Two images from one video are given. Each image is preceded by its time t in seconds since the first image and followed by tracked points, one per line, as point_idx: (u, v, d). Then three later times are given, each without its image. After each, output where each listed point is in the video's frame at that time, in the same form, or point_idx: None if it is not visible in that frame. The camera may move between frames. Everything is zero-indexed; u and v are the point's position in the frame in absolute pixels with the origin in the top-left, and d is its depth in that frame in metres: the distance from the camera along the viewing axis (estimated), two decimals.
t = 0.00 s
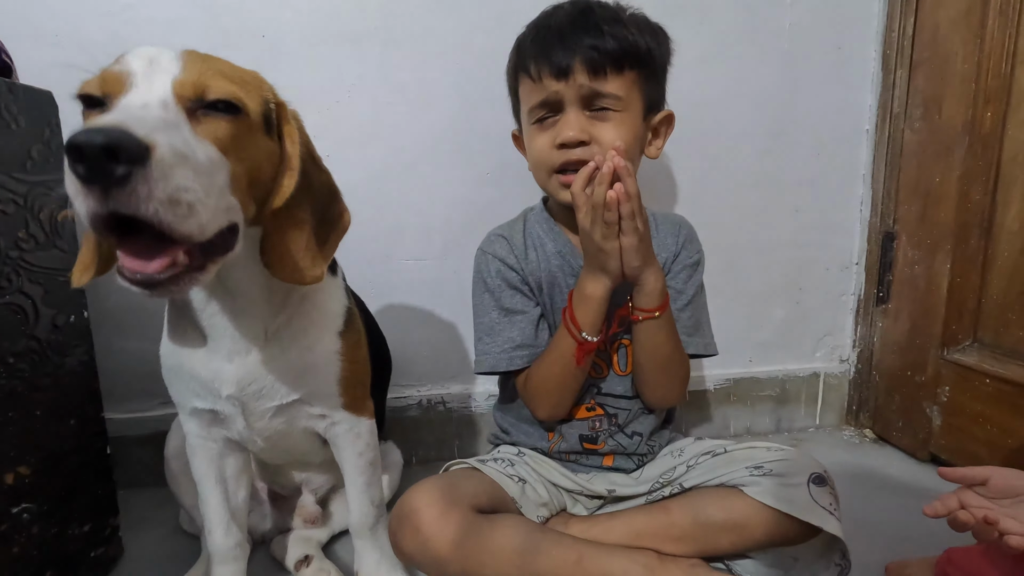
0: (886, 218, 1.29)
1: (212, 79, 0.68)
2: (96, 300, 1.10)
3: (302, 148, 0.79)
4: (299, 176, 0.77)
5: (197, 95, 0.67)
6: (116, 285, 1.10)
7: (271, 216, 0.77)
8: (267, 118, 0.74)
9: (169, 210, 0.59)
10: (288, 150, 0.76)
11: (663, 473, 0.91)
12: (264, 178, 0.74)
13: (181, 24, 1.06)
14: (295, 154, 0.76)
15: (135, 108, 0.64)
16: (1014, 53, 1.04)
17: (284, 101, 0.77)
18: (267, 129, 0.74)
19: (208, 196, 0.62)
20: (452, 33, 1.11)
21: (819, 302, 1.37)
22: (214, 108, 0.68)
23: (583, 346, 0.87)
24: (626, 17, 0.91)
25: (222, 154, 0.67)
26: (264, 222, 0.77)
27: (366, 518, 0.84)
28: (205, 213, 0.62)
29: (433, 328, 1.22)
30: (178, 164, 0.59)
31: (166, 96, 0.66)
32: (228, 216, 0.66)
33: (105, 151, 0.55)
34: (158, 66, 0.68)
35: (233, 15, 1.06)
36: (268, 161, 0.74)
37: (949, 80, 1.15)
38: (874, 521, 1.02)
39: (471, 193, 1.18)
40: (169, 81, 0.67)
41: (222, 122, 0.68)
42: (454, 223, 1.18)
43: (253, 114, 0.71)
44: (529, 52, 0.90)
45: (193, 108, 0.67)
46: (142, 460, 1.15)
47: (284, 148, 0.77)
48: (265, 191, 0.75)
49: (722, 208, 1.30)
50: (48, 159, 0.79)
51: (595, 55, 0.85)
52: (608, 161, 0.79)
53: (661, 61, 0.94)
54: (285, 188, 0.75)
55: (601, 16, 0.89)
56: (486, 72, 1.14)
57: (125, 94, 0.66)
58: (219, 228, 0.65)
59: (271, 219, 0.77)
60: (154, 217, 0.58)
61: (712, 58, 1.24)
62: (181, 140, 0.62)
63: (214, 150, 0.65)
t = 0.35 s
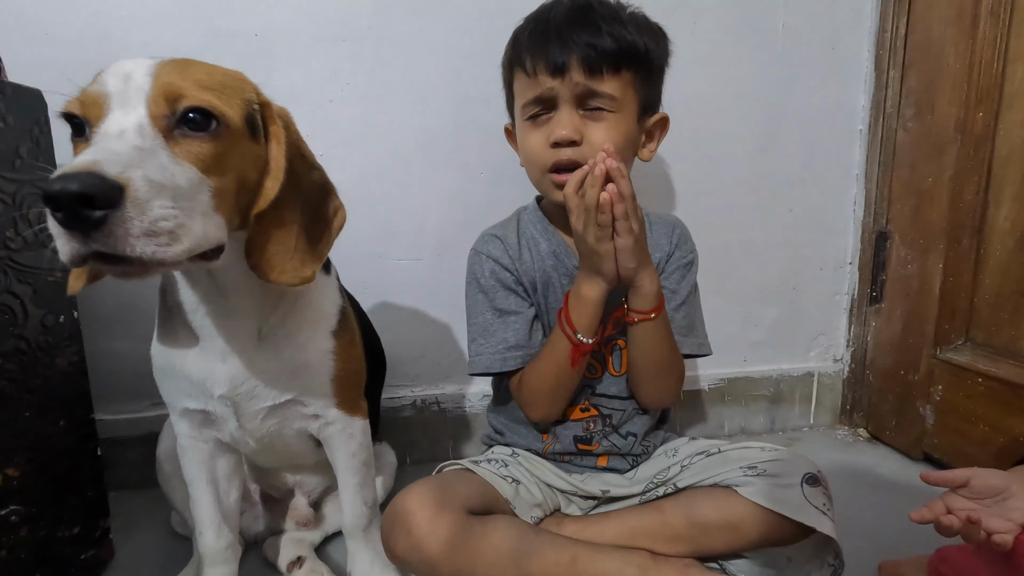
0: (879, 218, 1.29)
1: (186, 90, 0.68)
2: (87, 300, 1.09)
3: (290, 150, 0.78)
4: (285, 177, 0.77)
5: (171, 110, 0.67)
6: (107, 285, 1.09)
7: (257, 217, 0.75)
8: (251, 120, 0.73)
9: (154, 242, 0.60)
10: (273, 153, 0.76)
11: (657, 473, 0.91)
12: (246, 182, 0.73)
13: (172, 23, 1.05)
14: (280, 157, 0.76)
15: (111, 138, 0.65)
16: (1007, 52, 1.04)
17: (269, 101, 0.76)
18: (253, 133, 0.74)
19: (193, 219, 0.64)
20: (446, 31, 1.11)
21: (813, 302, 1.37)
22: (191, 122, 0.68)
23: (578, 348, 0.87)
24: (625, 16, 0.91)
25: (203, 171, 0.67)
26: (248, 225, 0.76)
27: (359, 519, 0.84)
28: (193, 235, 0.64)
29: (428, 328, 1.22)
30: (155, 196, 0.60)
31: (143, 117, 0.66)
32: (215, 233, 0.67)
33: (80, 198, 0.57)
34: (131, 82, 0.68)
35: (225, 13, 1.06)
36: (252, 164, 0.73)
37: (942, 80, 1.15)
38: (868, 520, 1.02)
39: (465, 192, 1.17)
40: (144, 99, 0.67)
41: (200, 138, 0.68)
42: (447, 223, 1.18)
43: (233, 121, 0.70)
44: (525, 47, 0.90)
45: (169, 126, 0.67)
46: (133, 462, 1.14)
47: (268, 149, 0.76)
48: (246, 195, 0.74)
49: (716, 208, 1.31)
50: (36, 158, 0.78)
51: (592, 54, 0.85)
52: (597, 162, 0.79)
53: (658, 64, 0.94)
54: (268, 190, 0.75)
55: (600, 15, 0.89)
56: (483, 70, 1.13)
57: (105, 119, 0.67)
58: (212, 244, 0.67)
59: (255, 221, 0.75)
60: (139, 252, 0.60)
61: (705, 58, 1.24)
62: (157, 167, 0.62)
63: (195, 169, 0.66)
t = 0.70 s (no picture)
0: (876, 218, 1.29)
1: (151, 76, 0.68)
2: (82, 300, 1.09)
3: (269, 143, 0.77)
4: (263, 171, 0.75)
5: (135, 95, 0.67)
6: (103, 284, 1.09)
7: (235, 212, 0.73)
8: (228, 111, 0.74)
9: (98, 225, 0.59)
10: (251, 146, 0.75)
11: (654, 473, 0.91)
12: (222, 173, 0.73)
13: (168, 21, 1.05)
14: (259, 149, 0.74)
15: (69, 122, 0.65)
16: (1004, 52, 1.04)
17: (248, 94, 0.76)
18: (228, 124, 0.73)
19: (144, 204, 0.62)
20: (443, 30, 1.11)
21: (810, 302, 1.37)
22: (156, 108, 0.68)
23: (575, 354, 0.86)
24: (608, 10, 0.90)
25: (167, 156, 0.66)
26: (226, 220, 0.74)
27: (357, 519, 0.84)
28: (144, 221, 0.62)
29: (425, 328, 1.22)
30: (100, 178, 0.59)
31: (105, 103, 0.67)
32: (178, 219, 0.67)
33: (17, 174, 0.54)
34: (99, 70, 0.68)
35: (222, 12, 1.05)
36: (226, 156, 0.73)
37: (939, 79, 1.15)
38: (866, 520, 1.02)
39: (462, 191, 1.17)
40: (109, 85, 0.67)
41: (163, 124, 0.67)
42: (445, 222, 1.18)
43: (203, 108, 0.70)
44: (510, 52, 0.90)
45: (131, 112, 0.67)
46: (129, 462, 1.14)
47: (247, 142, 0.76)
48: (223, 187, 0.73)
49: (714, 207, 1.30)
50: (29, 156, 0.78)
51: (575, 52, 0.85)
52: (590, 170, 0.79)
53: (646, 55, 0.93)
54: (245, 184, 0.73)
55: (581, 11, 0.89)
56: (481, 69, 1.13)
57: (69, 104, 0.68)
58: (166, 234, 0.65)
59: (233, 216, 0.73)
60: (81, 235, 0.58)
61: (703, 57, 1.23)
62: (108, 152, 0.62)
63: (155, 154, 0.66)
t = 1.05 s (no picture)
0: (878, 217, 1.29)
1: (114, 73, 0.66)
2: (84, 299, 1.09)
3: (243, 144, 0.74)
4: (235, 170, 0.73)
5: (95, 93, 0.66)
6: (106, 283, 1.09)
7: (204, 214, 0.71)
8: (199, 108, 0.72)
9: (37, 220, 0.58)
10: (225, 145, 0.72)
11: (655, 471, 0.90)
12: (190, 172, 0.71)
13: (170, 20, 1.05)
14: (230, 149, 0.72)
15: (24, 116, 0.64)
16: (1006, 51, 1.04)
17: (225, 91, 0.73)
18: (198, 122, 0.71)
19: (92, 200, 0.62)
20: (446, 28, 1.11)
21: (811, 301, 1.37)
22: (118, 105, 0.66)
23: (574, 352, 0.86)
24: (602, 12, 0.90)
25: (125, 154, 0.65)
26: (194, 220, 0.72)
27: (359, 518, 0.84)
28: (94, 218, 0.62)
29: (425, 327, 1.21)
30: (40, 173, 0.59)
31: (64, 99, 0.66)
32: (136, 216, 0.66)
33: None
34: (67, 66, 0.68)
35: (224, 10, 1.05)
36: (194, 155, 0.71)
37: (941, 79, 1.15)
38: (868, 519, 1.02)
39: (464, 190, 1.17)
40: (72, 80, 0.66)
41: (122, 120, 0.66)
42: (446, 221, 1.18)
43: (169, 106, 0.68)
44: (507, 56, 0.90)
45: (89, 109, 0.65)
46: (130, 461, 1.14)
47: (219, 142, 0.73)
48: (192, 186, 0.72)
49: (715, 207, 1.30)
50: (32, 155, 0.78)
51: (573, 54, 0.85)
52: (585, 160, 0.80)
53: (643, 53, 0.93)
54: (215, 184, 0.71)
55: (577, 14, 0.89)
56: (481, 68, 1.13)
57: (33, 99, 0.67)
58: (118, 232, 0.65)
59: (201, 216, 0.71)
60: (18, 229, 0.57)
61: (704, 56, 1.23)
62: (56, 147, 0.61)
63: (111, 151, 0.64)
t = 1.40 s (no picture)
0: (880, 216, 1.29)
1: (93, 81, 0.65)
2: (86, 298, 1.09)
3: (226, 149, 0.73)
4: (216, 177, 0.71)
5: (74, 102, 0.64)
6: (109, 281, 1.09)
7: (184, 221, 0.70)
8: (181, 114, 0.70)
9: (13, 234, 0.59)
10: (206, 151, 0.71)
11: (657, 469, 0.90)
12: (171, 180, 0.70)
13: (172, 17, 1.05)
14: (212, 156, 0.70)
15: None
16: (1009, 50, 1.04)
17: (209, 96, 0.72)
18: (181, 127, 0.70)
19: (71, 212, 0.62)
20: (448, 27, 1.11)
21: (813, 300, 1.37)
22: (97, 113, 0.65)
23: (576, 344, 0.86)
24: (611, 13, 0.91)
25: (103, 164, 0.64)
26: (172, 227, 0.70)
27: (359, 517, 0.83)
28: (73, 230, 0.62)
29: (427, 326, 1.21)
30: (19, 187, 0.59)
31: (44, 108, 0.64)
32: (117, 225, 0.66)
33: None
34: (46, 73, 0.66)
35: (226, 8, 1.05)
36: (175, 162, 0.70)
37: (944, 77, 1.15)
38: (870, 519, 1.02)
39: (466, 189, 1.17)
40: (49, 89, 0.65)
41: (100, 132, 0.64)
42: (448, 220, 1.18)
43: (150, 114, 0.67)
44: (518, 51, 0.90)
45: (67, 118, 0.64)
46: (132, 459, 1.14)
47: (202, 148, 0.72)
48: (172, 193, 0.71)
49: (716, 205, 1.30)
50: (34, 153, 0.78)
51: (583, 50, 0.86)
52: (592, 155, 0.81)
53: (647, 57, 0.94)
54: (196, 191, 0.70)
55: (587, 12, 0.89)
56: (483, 66, 1.13)
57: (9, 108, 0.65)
58: (99, 242, 0.65)
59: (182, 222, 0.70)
60: None
61: (706, 54, 1.23)
62: (33, 159, 0.60)
63: (89, 163, 0.63)
